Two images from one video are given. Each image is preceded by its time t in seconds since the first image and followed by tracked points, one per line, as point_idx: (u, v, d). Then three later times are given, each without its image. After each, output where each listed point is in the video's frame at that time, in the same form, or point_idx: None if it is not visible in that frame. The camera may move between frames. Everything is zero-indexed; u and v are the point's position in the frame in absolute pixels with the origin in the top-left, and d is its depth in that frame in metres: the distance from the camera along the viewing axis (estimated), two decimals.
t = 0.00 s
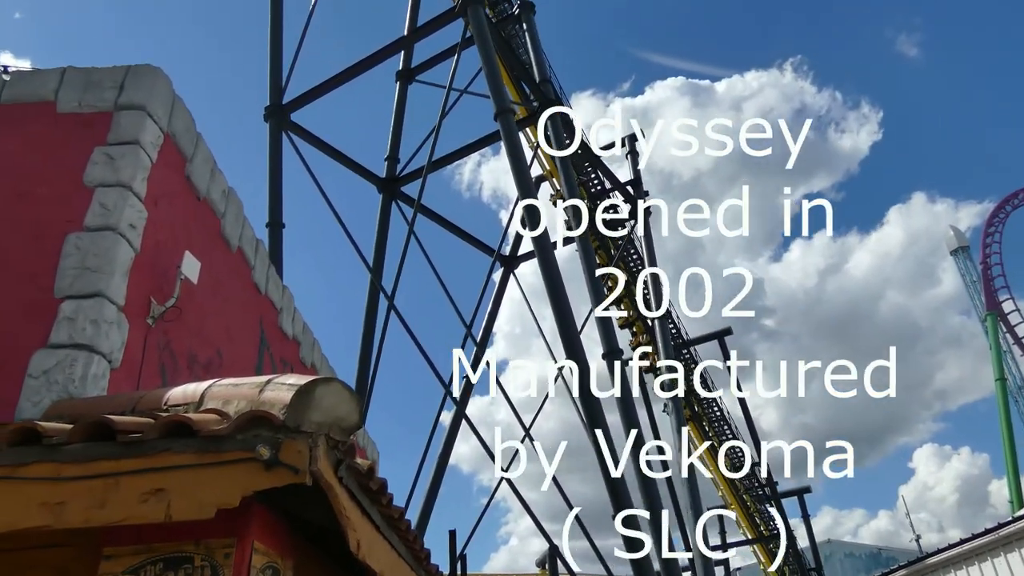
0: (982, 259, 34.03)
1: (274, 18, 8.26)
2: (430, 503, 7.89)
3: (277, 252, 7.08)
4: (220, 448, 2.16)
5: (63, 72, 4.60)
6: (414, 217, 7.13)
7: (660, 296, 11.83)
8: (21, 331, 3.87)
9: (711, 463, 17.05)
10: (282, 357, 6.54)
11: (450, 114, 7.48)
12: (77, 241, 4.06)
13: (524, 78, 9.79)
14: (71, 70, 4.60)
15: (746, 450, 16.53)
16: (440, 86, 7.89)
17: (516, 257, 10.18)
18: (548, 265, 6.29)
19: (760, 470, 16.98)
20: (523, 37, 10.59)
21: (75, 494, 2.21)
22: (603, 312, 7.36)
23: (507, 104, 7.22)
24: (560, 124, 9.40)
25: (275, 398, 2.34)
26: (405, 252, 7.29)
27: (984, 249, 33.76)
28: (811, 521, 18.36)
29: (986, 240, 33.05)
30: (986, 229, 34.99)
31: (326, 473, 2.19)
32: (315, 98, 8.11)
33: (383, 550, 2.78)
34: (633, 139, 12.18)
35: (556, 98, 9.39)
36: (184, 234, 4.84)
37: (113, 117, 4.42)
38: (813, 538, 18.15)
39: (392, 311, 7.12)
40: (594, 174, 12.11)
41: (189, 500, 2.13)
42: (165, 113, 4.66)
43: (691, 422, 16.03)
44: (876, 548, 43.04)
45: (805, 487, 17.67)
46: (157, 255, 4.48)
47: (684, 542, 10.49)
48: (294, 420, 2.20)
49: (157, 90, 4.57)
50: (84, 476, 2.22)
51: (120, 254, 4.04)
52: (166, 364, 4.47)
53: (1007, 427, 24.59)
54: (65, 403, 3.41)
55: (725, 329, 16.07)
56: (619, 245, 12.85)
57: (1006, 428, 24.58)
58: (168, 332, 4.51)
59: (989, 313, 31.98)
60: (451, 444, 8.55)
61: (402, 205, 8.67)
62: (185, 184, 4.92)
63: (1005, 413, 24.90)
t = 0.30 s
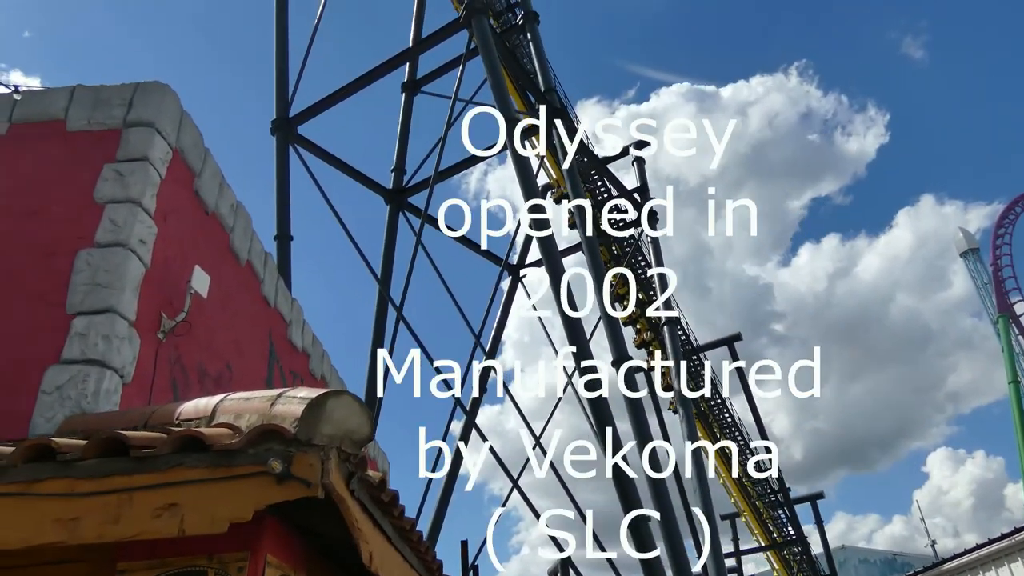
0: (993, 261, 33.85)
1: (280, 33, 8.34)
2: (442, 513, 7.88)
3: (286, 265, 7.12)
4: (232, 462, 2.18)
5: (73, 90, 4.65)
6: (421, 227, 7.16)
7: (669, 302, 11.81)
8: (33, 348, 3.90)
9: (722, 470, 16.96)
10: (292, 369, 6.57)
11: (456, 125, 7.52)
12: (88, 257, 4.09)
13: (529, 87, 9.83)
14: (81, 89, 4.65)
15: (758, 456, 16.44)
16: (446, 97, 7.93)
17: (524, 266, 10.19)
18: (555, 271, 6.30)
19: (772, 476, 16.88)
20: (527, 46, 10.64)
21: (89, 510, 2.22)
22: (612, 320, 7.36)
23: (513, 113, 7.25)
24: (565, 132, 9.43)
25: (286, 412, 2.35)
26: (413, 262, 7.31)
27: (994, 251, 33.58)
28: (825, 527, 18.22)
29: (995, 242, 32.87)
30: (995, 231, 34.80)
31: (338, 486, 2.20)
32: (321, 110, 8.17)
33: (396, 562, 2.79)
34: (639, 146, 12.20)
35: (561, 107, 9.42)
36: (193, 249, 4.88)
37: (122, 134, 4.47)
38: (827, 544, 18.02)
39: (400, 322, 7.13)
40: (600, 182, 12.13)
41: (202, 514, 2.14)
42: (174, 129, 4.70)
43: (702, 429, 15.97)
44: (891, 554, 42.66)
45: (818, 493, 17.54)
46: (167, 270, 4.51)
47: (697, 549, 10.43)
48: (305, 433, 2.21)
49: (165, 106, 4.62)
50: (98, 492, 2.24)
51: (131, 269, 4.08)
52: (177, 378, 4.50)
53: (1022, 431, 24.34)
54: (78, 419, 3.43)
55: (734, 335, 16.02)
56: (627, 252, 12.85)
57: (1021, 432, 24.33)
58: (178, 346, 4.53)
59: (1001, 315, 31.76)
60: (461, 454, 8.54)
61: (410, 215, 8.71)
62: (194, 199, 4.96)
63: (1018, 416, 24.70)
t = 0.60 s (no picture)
0: (1005, 263, 33.65)
1: (288, 45, 8.40)
2: (453, 521, 7.86)
3: (295, 276, 7.14)
4: (243, 474, 2.18)
5: (83, 106, 4.69)
6: (429, 236, 7.17)
7: (678, 308, 11.77)
8: (45, 362, 3.93)
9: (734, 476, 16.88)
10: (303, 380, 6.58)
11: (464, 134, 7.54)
12: (99, 270, 4.12)
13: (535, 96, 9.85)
14: (91, 104, 4.69)
15: (770, 461, 16.36)
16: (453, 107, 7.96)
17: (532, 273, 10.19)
18: (563, 277, 6.30)
19: (785, 482, 16.78)
20: (533, 55, 10.68)
21: (102, 522, 2.23)
22: (621, 326, 7.34)
23: (519, 121, 7.26)
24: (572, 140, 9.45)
25: (296, 423, 2.36)
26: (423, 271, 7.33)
27: (1007, 253, 33.37)
28: (839, 533, 18.07)
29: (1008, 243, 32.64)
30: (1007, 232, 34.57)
31: (349, 497, 2.21)
32: (329, 121, 8.21)
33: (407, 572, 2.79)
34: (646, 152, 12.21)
35: (568, 115, 9.44)
36: (204, 261, 4.91)
37: (132, 148, 4.50)
38: (841, 550, 17.86)
39: (410, 331, 7.14)
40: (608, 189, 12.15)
41: (214, 526, 2.15)
42: (183, 143, 4.74)
43: (713, 435, 15.91)
44: (907, 560, 42.27)
45: (831, 498, 17.41)
46: (178, 281, 4.54)
47: (709, 556, 10.36)
48: (316, 444, 2.22)
49: (175, 120, 4.65)
50: (110, 505, 2.25)
51: (142, 282, 4.10)
52: (189, 389, 4.52)
53: None
54: (91, 431, 3.45)
55: (744, 340, 15.97)
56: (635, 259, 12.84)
57: None
58: (189, 357, 4.56)
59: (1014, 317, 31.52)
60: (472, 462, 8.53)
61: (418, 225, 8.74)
62: (204, 212, 5.00)
63: None
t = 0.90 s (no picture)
0: (1016, 270, 33.41)
1: (296, 63, 8.47)
2: (465, 537, 7.82)
3: (305, 293, 7.16)
4: (254, 494, 2.18)
5: (94, 126, 4.73)
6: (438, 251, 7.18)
7: (688, 320, 11.72)
8: (57, 382, 3.94)
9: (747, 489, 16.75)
10: (313, 396, 6.58)
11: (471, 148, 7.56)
12: (110, 289, 4.14)
13: (542, 109, 9.88)
14: (102, 125, 4.73)
15: (783, 474, 16.23)
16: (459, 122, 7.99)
17: (541, 286, 10.19)
18: (572, 289, 6.29)
19: (798, 495, 16.64)
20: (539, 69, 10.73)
21: (114, 544, 2.23)
22: (631, 339, 7.31)
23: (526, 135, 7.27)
24: (579, 153, 9.47)
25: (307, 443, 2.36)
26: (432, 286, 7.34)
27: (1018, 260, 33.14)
28: (854, 545, 17.87)
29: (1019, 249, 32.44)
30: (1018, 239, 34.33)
31: (361, 518, 2.21)
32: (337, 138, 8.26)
33: None
34: (653, 164, 12.22)
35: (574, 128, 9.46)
36: (213, 280, 4.92)
37: (143, 168, 4.54)
38: (857, 563, 17.65)
39: (419, 345, 7.14)
40: (616, 201, 12.15)
41: (226, 547, 2.14)
42: (193, 162, 4.77)
43: (724, 448, 15.80)
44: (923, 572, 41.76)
45: (846, 511, 17.23)
46: (188, 300, 4.55)
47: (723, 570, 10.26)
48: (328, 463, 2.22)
49: (184, 139, 4.69)
50: (122, 526, 2.24)
51: (152, 301, 4.12)
52: (200, 408, 4.53)
53: None
54: (103, 451, 3.46)
55: (755, 352, 15.89)
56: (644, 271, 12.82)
57: None
58: (200, 376, 4.57)
59: None
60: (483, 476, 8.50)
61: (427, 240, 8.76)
62: (214, 230, 5.02)
63: None
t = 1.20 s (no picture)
0: None
1: (305, 91, 8.56)
2: (480, 561, 7.76)
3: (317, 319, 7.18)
4: (270, 523, 2.18)
5: (107, 158, 4.79)
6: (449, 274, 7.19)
7: (700, 338, 11.67)
8: (72, 413, 3.96)
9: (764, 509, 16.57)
10: (326, 422, 6.59)
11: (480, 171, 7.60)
12: (124, 319, 4.17)
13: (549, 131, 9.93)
14: (115, 156, 4.79)
15: (800, 493, 16.06)
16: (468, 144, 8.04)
17: (551, 307, 10.17)
18: (583, 309, 6.27)
19: (816, 514, 16.45)
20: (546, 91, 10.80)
21: None
22: (643, 358, 7.28)
23: (534, 157, 7.30)
24: (588, 174, 9.50)
25: (322, 471, 2.36)
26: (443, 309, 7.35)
27: None
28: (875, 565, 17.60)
29: None
30: None
31: (377, 547, 2.19)
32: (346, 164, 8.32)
33: None
34: (662, 183, 12.24)
35: (582, 149, 9.50)
36: (225, 307, 4.95)
37: (155, 197, 4.58)
38: None
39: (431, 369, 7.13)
40: (625, 220, 12.17)
41: None
42: (204, 190, 4.82)
43: (740, 467, 15.67)
44: None
45: (865, 530, 16.99)
46: (200, 329, 4.57)
47: None
48: (342, 491, 2.21)
49: (196, 168, 4.74)
50: (138, 557, 2.24)
51: (166, 330, 4.14)
52: (213, 436, 4.54)
53: None
54: (118, 480, 3.46)
55: (768, 370, 15.79)
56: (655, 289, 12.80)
57: None
58: (213, 404, 4.58)
59: None
60: (497, 499, 8.45)
61: (437, 263, 8.79)
62: (226, 258, 5.06)
63: None
